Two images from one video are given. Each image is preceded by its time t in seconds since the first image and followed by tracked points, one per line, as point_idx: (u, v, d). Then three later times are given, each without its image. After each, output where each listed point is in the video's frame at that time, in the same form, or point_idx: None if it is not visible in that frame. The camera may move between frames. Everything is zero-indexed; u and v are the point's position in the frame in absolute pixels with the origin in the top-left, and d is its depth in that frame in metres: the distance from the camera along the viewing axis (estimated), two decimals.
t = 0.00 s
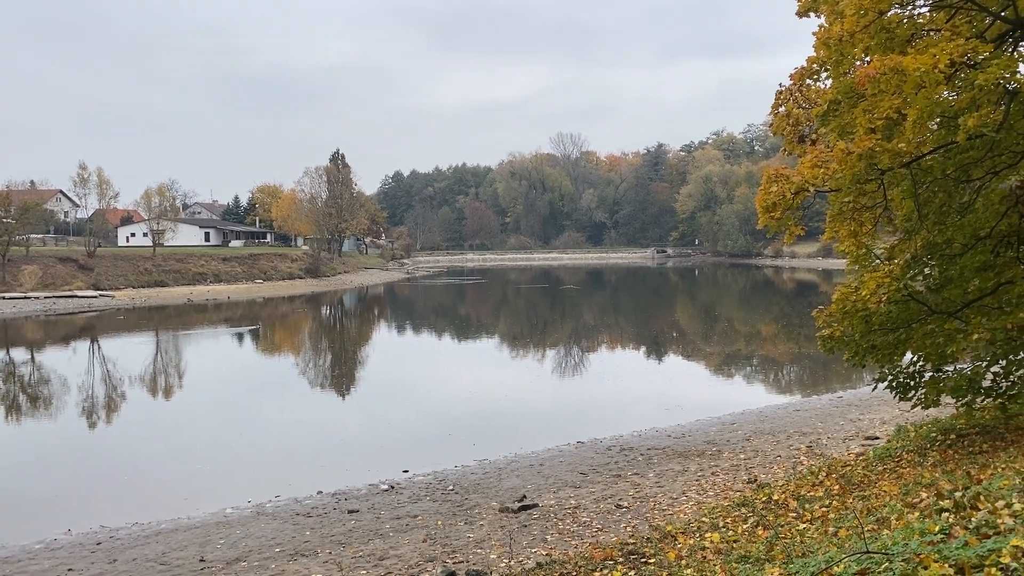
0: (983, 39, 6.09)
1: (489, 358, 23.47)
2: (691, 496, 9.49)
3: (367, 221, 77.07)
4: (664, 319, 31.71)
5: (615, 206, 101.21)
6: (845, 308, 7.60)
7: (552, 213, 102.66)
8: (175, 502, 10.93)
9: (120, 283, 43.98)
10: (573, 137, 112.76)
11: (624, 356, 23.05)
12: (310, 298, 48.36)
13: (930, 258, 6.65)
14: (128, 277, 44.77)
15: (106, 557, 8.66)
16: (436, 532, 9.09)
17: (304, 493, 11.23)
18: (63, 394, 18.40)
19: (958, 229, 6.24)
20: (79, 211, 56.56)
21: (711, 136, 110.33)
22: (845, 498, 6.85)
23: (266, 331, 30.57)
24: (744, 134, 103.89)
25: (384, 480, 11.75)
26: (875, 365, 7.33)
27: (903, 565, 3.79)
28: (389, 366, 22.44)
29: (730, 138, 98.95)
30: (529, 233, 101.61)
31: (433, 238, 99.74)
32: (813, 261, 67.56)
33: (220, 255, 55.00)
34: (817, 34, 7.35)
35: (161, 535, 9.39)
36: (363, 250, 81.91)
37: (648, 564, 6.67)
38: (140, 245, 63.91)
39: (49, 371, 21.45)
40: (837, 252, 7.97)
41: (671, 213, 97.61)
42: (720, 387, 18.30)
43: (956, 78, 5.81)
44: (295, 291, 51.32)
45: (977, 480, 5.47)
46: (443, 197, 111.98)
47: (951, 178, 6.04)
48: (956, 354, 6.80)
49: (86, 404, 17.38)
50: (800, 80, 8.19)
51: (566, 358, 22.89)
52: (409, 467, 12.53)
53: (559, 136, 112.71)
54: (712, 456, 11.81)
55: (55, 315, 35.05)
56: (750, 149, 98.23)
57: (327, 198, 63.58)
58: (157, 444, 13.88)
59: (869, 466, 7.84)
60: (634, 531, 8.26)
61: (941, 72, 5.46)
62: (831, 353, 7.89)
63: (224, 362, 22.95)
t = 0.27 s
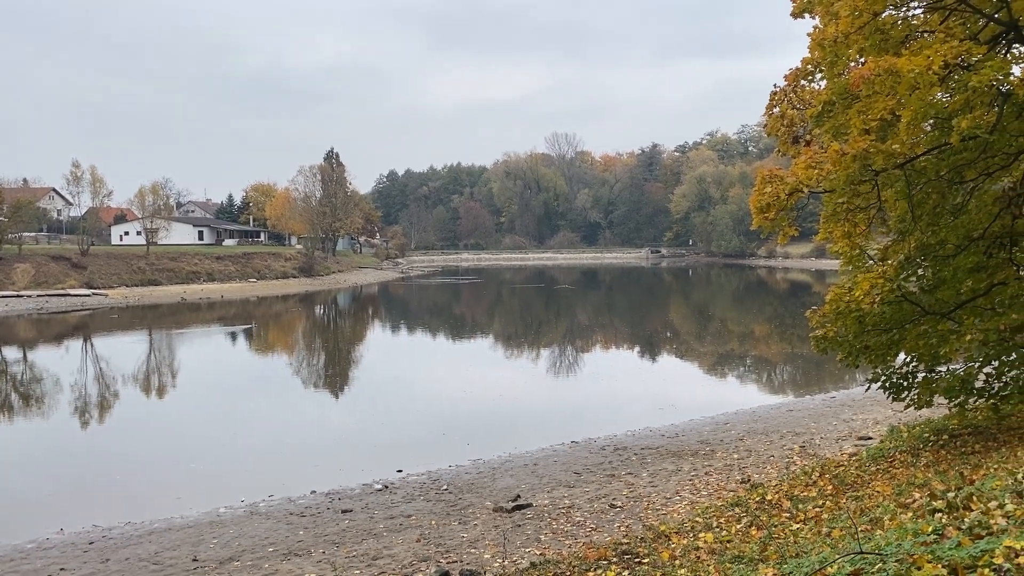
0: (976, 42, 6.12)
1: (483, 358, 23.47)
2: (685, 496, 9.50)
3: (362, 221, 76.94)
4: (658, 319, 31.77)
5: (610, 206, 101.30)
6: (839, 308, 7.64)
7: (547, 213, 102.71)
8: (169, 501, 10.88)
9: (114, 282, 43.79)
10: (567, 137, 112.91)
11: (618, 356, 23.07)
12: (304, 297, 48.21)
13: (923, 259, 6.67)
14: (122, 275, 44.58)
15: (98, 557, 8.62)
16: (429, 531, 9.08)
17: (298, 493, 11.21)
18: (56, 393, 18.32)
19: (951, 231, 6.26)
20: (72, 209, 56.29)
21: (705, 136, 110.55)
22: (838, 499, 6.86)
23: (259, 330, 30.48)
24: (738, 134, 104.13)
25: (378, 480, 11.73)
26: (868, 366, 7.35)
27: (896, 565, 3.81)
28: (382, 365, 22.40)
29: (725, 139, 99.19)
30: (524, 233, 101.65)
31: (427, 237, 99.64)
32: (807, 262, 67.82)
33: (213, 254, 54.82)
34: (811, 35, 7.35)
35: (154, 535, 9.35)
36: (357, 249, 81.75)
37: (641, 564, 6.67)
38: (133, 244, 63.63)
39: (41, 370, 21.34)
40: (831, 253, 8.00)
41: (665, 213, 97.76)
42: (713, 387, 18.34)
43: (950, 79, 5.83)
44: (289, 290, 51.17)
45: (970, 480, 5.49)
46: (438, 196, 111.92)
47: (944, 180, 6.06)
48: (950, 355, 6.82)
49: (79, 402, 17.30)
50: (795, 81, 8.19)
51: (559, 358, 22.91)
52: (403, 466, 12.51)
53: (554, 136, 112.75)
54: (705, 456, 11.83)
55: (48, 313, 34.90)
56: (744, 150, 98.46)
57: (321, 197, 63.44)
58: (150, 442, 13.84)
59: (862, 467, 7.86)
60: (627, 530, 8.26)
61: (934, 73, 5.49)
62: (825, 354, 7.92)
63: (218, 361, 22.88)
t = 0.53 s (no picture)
0: (973, 44, 6.12)
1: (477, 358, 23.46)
2: (680, 497, 9.50)
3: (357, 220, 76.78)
4: (653, 319, 31.82)
5: (605, 206, 101.39)
6: (835, 309, 7.64)
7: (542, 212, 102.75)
8: (162, 501, 10.81)
9: (107, 280, 43.57)
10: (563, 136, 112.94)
11: (613, 356, 23.08)
12: (299, 296, 48.06)
13: (919, 260, 6.67)
14: (115, 274, 44.35)
15: (92, 557, 8.56)
16: (425, 532, 9.05)
17: (292, 493, 11.15)
18: (49, 392, 18.20)
19: (947, 232, 6.26)
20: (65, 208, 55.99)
21: (700, 137, 110.75)
22: (834, 500, 6.85)
23: (254, 329, 30.38)
24: (733, 135, 104.39)
25: (373, 480, 11.68)
26: (865, 367, 7.35)
27: (893, 567, 3.79)
28: (377, 365, 22.34)
29: (720, 139, 99.42)
30: (519, 232, 101.66)
31: (422, 237, 99.50)
32: (801, 262, 68.04)
33: (208, 253, 54.61)
34: (808, 36, 7.34)
35: (147, 535, 9.29)
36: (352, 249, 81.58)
37: (637, 566, 6.65)
38: (127, 243, 63.31)
39: (33, 369, 21.20)
40: (827, 254, 7.99)
41: (660, 213, 97.90)
42: (708, 387, 18.36)
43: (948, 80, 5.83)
44: (284, 289, 51.02)
45: (967, 482, 5.48)
46: (433, 195, 111.84)
47: (941, 181, 6.05)
48: (945, 356, 6.82)
49: (72, 402, 17.19)
50: (792, 82, 8.18)
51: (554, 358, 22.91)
52: (398, 466, 12.47)
53: (549, 136, 112.80)
54: (701, 457, 11.84)
55: (41, 312, 34.70)
56: (739, 150, 98.70)
57: (316, 196, 63.27)
58: (144, 442, 13.75)
59: (858, 468, 7.86)
60: (623, 532, 8.24)
61: (931, 75, 5.48)
62: (821, 355, 7.91)
63: (212, 360, 22.79)
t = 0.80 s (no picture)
0: (969, 46, 6.16)
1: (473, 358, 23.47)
2: (677, 498, 9.53)
3: (353, 220, 76.70)
4: (648, 320, 31.88)
5: (601, 207, 101.49)
6: (832, 310, 7.66)
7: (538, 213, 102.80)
8: (158, 502, 10.79)
9: (102, 280, 43.43)
10: (559, 137, 113.09)
11: (609, 357, 23.11)
12: (295, 296, 47.98)
13: (915, 261, 6.70)
14: (110, 274, 44.21)
15: (88, 557, 8.53)
16: (422, 533, 9.05)
17: (288, 493, 11.13)
18: (44, 392, 18.13)
19: (943, 234, 6.31)
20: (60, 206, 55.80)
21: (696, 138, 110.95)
22: (830, 501, 6.88)
23: (250, 329, 30.33)
24: (729, 136, 104.62)
25: (369, 480, 11.67)
26: (860, 368, 7.39)
27: (892, 568, 3.81)
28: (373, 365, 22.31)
29: (715, 141, 99.62)
30: (515, 233, 101.71)
31: (418, 237, 99.44)
32: (796, 264, 68.26)
33: (203, 253, 54.47)
34: (805, 39, 7.36)
35: (144, 535, 9.26)
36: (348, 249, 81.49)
37: (635, 566, 6.66)
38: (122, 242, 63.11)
39: (28, 369, 21.11)
40: (824, 255, 8.02)
41: (656, 214, 98.05)
42: (703, 388, 18.41)
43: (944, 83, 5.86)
44: (279, 289, 50.93)
45: (962, 483, 5.51)
46: (429, 196, 111.82)
47: (937, 184, 6.08)
48: (941, 358, 6.85)
49: (67, 402, 17.13)
50: (789, 84, 8.20)
51: (550, 359, 22.94)
52: (395, 467, 12.46)
53: (545, 136, 112.89)
54: (697, 458, 11.87)
55: (36, 312, 34.55)
56: (734, 152, 98.93)
57: (312, 196, 63.20)
58: (140, 442, 13.71)
59: (854, 469, 7.89)
60: (620, 532, 8.25)
61: (928, 78, 5.50)
62: (817, 356, 7.95)
63: (208, 361, 22.74)
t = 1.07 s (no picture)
0: (968, 48, 6.17)
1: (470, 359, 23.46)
2: (675, 498, 9.54)
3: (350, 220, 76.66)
4: (645, 321, 31.92)
5: (598, 208, 101.55)
6: (830, 312, 7.69)
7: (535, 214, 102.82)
8: (156, 502, 10.76)
9: (98, 279, 43.30)
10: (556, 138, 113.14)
11: (606, 358, 23.14)
12: (291, 296, 47.92)
13: (914, 263, 6.73)
14: (106, 273, 44.09)
15: (86, 557, 8.51)
16: (420, 533, 9.04)
17: (286, 494, 11.12)
18: (40, 392, 18.07)
19: (942, 235, 6.33)
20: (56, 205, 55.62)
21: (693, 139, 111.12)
22: (830, 502, 6.90)
23: (247, 329, 30.27)
24: (726, 138, 104.83)
25: (367, 481, 11.65)
26: (858, 369, 7.41)
27: (894, 568, 3.82)
28: (370, 366, 22.29)
29: (712, 142, 99.80)
30: (512, 234, 101.71)
31: (415, 238, 99.38)
32: (792, 265, 68.40)
33: (200, 252, 54.37)
34: (805, 40, 7.37)
35: (142, 535, 9.24)
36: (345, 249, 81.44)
37: (635, 566, 6.67)
38: (118, 242, 62.95)
39: (24, 368, 21.04)
40: (822, 256, 8.04)
41: (653, 216, 98.17)
42: (700, 389, 18.43)
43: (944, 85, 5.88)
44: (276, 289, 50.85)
45: (961, 484, 5.53)
46: (426, 196, 111.81)
47: (936, 185, 6.09)
48: (939, 359, 6.87)
49: (63, 401, 17.07)
50: (788, 85, 8.22)
51: (547, 359, 22.96)
52: (393, 467, 12.46)
53: (542, 137, 112.93)
54: (695, 458, 11.89)
55: (32, 311, 34.42)
56: (731, 153, 99.13)
57: (309, 196, 63.13)
58: (136, 442, 13.67)
59: (853, 470, 7.91)
60: (619, 532, 8.26)
61: (928, 79, 5.51)
62: (816, 357, 7.97)
63: (204, 360, 22.68)
